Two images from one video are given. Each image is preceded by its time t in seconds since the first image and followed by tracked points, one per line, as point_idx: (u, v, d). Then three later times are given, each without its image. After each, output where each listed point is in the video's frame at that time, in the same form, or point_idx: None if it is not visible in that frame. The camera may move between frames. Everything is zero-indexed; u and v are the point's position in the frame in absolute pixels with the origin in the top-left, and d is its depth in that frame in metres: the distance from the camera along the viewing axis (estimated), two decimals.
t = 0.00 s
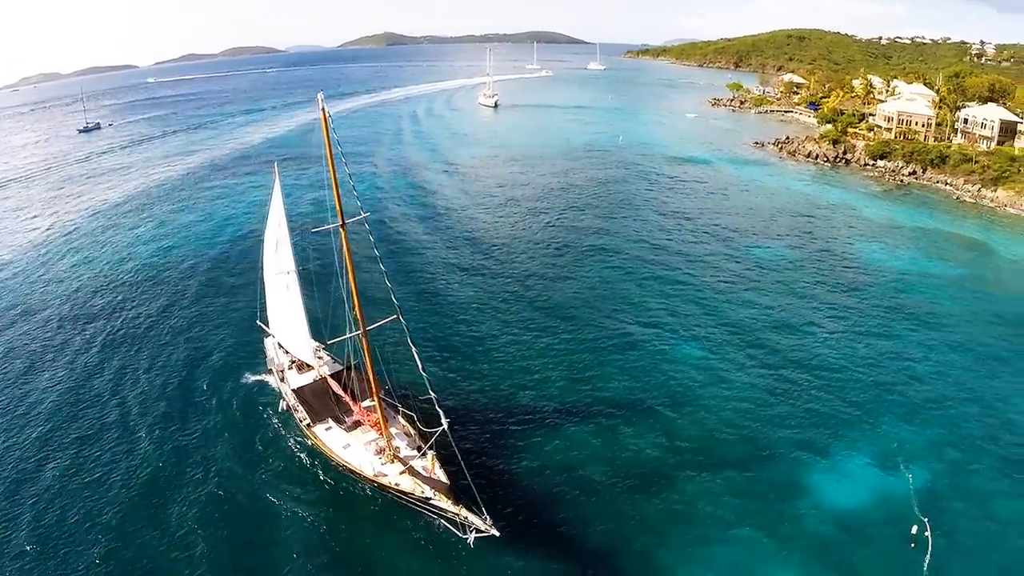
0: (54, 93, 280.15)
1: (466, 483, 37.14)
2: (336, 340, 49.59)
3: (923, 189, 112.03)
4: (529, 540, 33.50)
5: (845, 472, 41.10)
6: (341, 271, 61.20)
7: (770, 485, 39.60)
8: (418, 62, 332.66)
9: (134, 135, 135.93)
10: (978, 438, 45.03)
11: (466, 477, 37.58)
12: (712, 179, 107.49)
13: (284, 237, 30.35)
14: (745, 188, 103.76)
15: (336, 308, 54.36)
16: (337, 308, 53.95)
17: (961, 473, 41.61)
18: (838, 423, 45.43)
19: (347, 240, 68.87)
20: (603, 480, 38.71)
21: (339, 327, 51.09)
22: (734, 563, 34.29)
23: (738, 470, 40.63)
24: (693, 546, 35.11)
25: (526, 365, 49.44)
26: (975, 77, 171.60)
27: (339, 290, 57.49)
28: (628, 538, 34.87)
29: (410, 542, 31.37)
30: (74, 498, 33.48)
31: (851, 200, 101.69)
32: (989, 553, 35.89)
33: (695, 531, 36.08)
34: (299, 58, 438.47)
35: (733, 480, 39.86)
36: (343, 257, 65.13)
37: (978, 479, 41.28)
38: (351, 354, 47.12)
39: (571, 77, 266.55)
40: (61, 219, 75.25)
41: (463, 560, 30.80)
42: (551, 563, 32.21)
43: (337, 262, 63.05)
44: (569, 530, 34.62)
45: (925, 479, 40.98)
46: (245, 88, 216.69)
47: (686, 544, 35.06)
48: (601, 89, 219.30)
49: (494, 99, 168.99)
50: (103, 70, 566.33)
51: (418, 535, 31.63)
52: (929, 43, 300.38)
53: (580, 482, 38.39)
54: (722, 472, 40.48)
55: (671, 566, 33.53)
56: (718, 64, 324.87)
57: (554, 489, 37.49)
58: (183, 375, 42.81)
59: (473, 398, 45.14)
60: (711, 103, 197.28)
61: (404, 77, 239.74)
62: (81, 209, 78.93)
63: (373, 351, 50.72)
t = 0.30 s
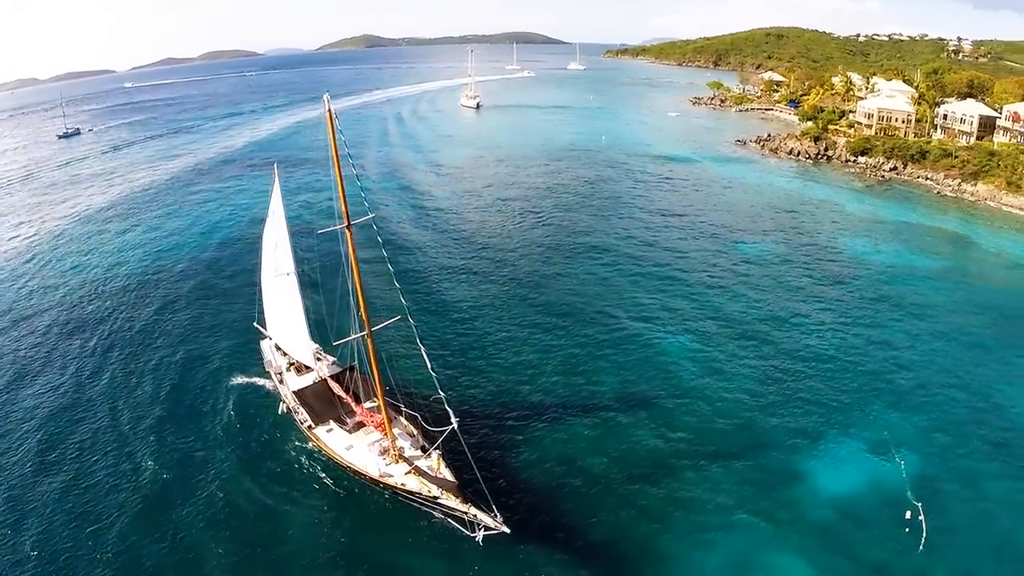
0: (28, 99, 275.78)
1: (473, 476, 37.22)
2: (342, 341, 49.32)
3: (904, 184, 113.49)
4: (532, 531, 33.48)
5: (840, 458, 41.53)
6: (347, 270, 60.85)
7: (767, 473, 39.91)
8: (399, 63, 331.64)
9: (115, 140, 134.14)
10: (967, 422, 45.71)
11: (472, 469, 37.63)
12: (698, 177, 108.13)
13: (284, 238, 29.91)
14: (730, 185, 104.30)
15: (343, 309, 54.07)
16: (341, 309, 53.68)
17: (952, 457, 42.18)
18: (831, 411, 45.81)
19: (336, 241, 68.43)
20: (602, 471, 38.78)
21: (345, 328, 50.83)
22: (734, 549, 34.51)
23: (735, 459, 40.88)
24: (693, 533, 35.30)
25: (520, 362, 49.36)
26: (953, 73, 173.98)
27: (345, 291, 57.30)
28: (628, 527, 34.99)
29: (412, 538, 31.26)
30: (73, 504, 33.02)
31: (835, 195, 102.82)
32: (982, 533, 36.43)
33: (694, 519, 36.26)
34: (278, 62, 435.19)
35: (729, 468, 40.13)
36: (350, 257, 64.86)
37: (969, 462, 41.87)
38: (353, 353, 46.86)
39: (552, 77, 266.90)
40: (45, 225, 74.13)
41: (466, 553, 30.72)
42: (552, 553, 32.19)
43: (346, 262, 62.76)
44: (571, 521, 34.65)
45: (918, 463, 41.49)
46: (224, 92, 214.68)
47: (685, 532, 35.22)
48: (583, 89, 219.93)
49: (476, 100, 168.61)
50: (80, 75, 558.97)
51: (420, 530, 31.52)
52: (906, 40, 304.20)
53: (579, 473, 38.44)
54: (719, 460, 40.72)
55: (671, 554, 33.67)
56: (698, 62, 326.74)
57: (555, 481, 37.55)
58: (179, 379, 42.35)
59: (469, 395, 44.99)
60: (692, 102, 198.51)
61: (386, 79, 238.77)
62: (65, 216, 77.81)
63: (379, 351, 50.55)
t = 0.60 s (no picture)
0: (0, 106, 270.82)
1: (481, 468, 37.27)
2: (349, 341, 48.94)
3: (886, 179, 114.95)
4: (536, 525, 33.37)
5: (836, 446, 41.85)
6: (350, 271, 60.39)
7: (764, 461, 40.12)
8: (380, 65, 330.20)
9: (94, 145, 132.25)
10: (957, 407, 46.30)
11: (480, 464, 37.59)
12: (682, 175, 108.08)
13: (285, 239, 29.64)
14: (714, 183, 104.88)
15: (347, 309, 53.70)
16: (343, 309, 53.25)
17: (944, 441, 42.69)
18: (825, 400, 46.14)
19: (325, 241, 67.98)
20: (599, 463, 38.78)
21: (350, 328, 50.41)
22: (734, 536, 34.64)
23: (731, 448, 41.07)
24: (693, 521, 35.37)
25: (514, 358, 49.27)
26: (931, 70, 176.40)
27: (350, 292, 56.81)
28: (628, 517, 34.99)
29: (415, 534, 31.04)
30: (73, 510, 32.55)
31: (818, 191, 103.87)
32: (976, 514, 36.88)
33: (693, 507, 36.36)
34: (257, 65, 431.37)
35: (726, 457, 40.28)
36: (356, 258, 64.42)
37: (960, 446, 42.39)
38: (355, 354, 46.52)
39: (533, 77, 266.78)
40: (28, 232, 72.90)
41: (468, 548, 30.53)
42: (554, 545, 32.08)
43: (353, 262, 62.32)
44: (573, 513, 34.59)
45: (911, 448, 41.90)
46: (204, 96, 212.42)
47: (685, 521, 35.31)
48: (564, 88, 220.29)
49: (458, 102, 167.96)
50: (55, 81, 550.51)
51: (422, 527, 31.30)
52: (883, 37, 307.81)
53: (579, 465, 38.37)
54: (716, 450, 40.85)
55: (672, 542, 33.74)
56: (677, 61, 328.23)
57: (556, 473, 37.51)
58: (176, 383, 41.87)
59: (465, 392, 44.78)
60: (673, 100, 199.57)
61: (367, 81, 237.56)
62: (49, 222, 76.57)
63: (384, 351, 50.24)
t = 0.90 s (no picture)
0: None
1: (484, 460, 37.17)
2: (353, 341, 48.28)
3: (862, 173, 116.67)
4: (538, 517, 33.22)
5: (829, 431, 42.20)
6: (343, 270, 59.59)
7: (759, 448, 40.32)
8: (355, 67, 328.50)
9: (68, 152, 129.72)
10: (943, 391, 47.03)
11: (485, 456, 37.49)
12: (662, 173, 108.60)
13: (283, 240, 29.34)
14: (694, 179, 105.55)
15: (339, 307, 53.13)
16: (336, 309, 52.58)
17: (933, 424, 43.32)
18: (815, 388, 46.52)
19: (308, 241, 67.22)
20: (596, 454, 38.67)
21: (354, 328, 49.71)
22: (733, 521, 34.76)
23: (725, 436, 41.22)
24: (691, 507, 35.42)
25: (505, 354, 49.03)
26: (903, 66, 179.41)
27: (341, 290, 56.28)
28: (627, 506, 34.93)
29: (416, 529, 30.80)
30: (67, 517, 31.90)
31: (797, 186, 105.12)
32: (968, 494, 37.43)
33: (691, 494, 36.43)
34: (229, 68, 425.46)
35: (721, 445, 40.41)
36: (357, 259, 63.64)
37: (949, 428, 43.05)
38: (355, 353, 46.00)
39: (510, 77, 266.79)
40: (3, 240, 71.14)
41: (469, 542, 30.29)
42: (554, 535, 31.89)
43: (355, 262, 61.48)
44: (573, 504, 34.47)
45: (902, 432, 42.42)
46: (178, 101, 209.41)
47: (683, 506, 35.49)
48: (541, 88, 220.62)
49: (436, 103, 167.30)
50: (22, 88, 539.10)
51: (423, 523, 31.04)
52: (855, 34, 312.59)
53: (576, 457, 38.24)
54: (710, 438, 40.98)
55: (671, 529, 33.76)
56: (651, 59, 330.15)
57: (554, 464, 37.44)
58: (169, 387, 41.20)
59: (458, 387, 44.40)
60: (650, 99, 200.74)
61: (342, 83, 235.66)
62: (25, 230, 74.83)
63: (387, 349, 49.70)
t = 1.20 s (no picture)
0: None
1: (483, 454, 37.12)
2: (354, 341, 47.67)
3: (839, 168, 118.44)
4: (538, 509, 33.29)
5: (820, 419, 42.72)
6: (331, 270, 59.20)
7: (751, 436, 40.74)
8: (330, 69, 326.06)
9: (41, 159, 127.11)
10: (928, 378, 47.87)
11: (485, 446, 37.72)
12: (641, 171, 109.20)
13: (279, 242, 29.11)
14: (674, 177, 106.25)
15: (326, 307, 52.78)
16: (326, 308, 52.11)
17: (920, 410, 44.09)
18: (804, 377, 47.04)
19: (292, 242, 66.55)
20: (591, 446, 38.75)
21: (355, 328, 49.12)
22: (730, 507, 35.09)
23: (718, 426, 41.54)
24: (688, 495, 35.64)
25: (495, 351, 48.96)
26: (876, 62, 182.33)
27: (326, 290, 55.88)
28: (624, 495, 35.07)
29: (416, 526, 30.63)
30: (58, 523, 31.30)
31: (776, 182, 106.37)
32: (957, 476, 38.16)
33: (687, 482, 36.67)
34: (201, 73, 419.65)
35: (713, 435, 40.74)
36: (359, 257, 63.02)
37: (936, 413, 43.81)
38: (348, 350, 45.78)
39: (485, 78, 266.71)
40: None
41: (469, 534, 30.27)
42: (554, 526, 31.92)
43: (355, 260, 60.84)
44: (572, 495, 34.54)
45: (891, 418, 43.07)
46: (151, 106, 206.40)
47: (678, 493, 35.78)
48: (517, 89, 220.78)
49: (413, 104, 166.64)
50: None
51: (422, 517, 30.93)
52: (827, 31, 317.06)
53: (571, 449, 38.29)
54: (702, 429, 41.25)
55: (669, 517, 33.96)
56: (625, 59, 331.91)
57: (549, 456, 37.51)
58: (158, 393, 40.58)
59: (453, 385, 44.15)
60: (626, 98, 201.83)
61: (318, 86, 233.88)
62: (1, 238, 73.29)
63: (387, 344, 49.43)
